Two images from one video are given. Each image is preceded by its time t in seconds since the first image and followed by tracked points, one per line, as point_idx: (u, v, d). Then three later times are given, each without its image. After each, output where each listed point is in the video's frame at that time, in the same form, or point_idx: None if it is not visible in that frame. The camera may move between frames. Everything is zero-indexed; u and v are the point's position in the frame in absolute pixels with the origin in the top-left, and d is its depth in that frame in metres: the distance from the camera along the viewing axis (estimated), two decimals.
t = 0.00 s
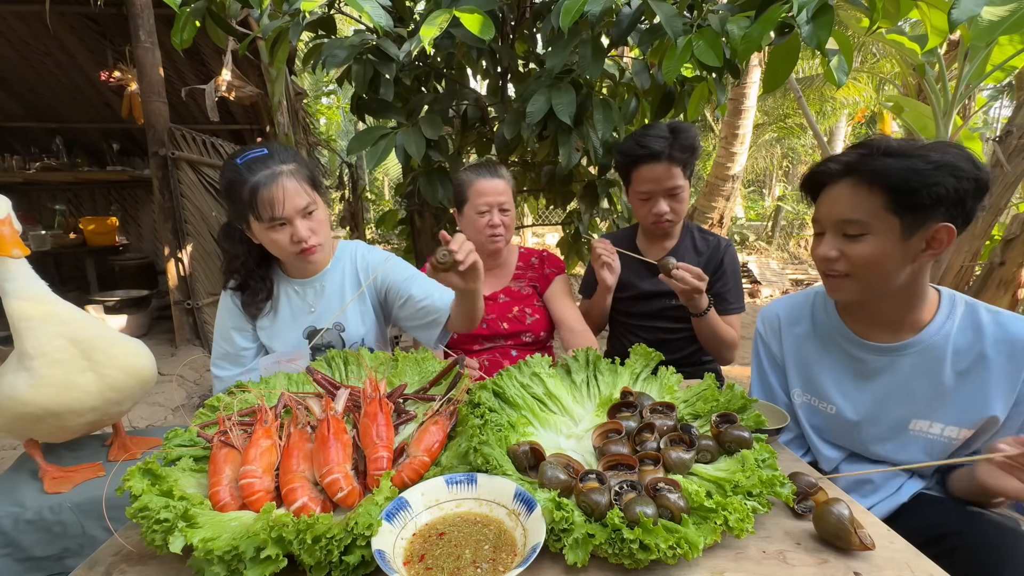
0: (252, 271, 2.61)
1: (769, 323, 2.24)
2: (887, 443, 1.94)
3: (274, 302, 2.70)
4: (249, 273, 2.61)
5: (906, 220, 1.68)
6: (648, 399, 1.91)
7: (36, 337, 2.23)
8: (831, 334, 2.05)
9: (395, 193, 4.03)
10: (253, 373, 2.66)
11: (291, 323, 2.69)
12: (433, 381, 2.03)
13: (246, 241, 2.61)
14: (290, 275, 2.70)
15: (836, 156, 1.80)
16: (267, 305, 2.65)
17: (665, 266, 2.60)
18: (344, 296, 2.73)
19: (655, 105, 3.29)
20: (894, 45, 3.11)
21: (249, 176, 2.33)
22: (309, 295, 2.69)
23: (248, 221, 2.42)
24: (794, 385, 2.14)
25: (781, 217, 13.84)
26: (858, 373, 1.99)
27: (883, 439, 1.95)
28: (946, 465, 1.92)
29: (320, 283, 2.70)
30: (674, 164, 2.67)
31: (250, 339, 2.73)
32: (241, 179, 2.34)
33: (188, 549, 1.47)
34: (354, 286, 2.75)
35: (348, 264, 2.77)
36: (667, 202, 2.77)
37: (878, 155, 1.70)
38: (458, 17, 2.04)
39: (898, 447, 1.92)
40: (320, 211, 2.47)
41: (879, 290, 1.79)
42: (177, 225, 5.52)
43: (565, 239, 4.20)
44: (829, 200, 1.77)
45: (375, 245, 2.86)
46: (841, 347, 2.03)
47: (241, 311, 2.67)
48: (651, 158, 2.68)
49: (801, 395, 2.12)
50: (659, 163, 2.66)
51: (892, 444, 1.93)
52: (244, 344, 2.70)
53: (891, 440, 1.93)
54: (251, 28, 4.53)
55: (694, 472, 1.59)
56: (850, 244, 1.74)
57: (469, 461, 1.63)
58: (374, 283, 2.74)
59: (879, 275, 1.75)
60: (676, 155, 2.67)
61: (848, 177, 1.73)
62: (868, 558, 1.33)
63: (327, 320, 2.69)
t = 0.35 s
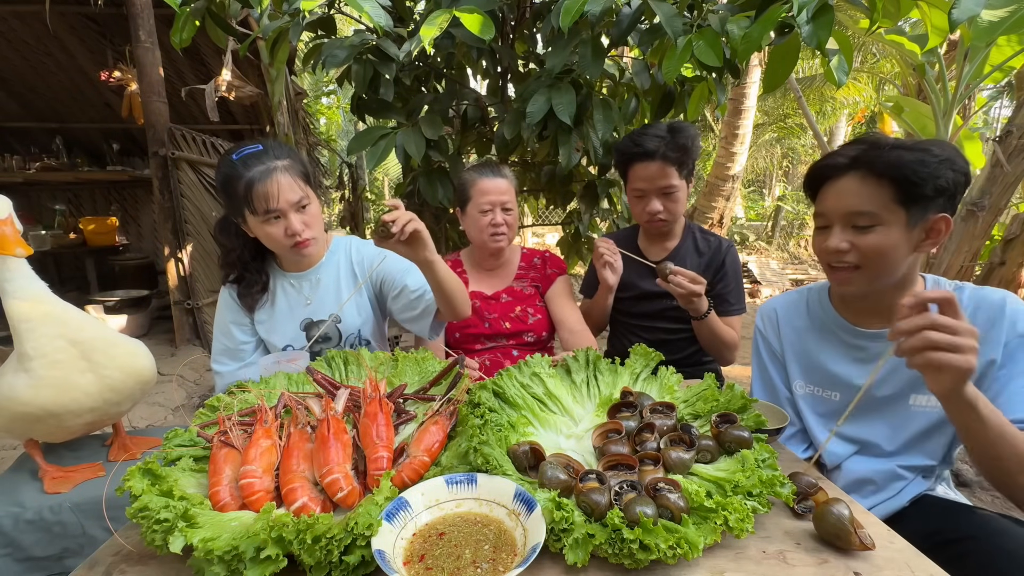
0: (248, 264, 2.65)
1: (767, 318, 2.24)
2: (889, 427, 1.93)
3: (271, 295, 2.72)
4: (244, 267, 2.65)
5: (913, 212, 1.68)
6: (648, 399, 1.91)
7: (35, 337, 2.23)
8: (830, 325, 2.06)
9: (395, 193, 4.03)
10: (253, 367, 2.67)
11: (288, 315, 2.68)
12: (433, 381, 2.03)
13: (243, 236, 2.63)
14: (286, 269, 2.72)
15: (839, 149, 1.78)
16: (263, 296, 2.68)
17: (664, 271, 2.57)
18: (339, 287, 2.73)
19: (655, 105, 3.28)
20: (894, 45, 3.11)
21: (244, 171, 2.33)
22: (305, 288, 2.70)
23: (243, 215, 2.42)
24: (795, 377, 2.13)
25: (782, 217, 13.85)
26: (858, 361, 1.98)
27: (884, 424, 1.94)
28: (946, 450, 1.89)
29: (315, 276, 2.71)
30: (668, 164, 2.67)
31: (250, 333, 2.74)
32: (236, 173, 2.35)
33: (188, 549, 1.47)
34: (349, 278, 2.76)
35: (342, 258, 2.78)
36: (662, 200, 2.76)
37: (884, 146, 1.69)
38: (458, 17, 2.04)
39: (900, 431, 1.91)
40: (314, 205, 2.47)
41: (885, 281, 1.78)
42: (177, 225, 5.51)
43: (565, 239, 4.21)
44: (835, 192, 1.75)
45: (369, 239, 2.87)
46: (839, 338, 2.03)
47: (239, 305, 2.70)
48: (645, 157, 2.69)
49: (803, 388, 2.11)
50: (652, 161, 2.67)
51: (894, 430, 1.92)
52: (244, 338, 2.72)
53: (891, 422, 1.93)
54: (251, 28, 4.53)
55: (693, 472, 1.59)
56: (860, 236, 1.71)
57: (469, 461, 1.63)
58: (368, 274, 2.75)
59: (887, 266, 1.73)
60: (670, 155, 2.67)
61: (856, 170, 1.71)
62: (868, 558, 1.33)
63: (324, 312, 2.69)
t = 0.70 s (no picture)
0: (247, 258, 2.66)
1: (767, 319, 2.25)
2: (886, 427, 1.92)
3: (269, 290, 2.73)
4: (242, 262, 2.66)
5: (918, 208, 1.67)
6: (648, 400, 1.91)
7: (32, 338, 2.23)
8: (828, 327, 2.05)
9: (395, 193, 4.03)
10: (253, 362, 2.68)
11: (286, 309, 2.70)
12: (433, 381, 2.03)
13: (241, 231, 2.64)
14: (284, 264, 2.73)
15: (842, 146, 1.77)
16: (260, 290, 2.71)
17: (660, 274, 2.53)
18: (336, 281, 2.75)
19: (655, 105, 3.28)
20: (894, 46, 3.11)
21: (243, 165, 2.34)
22: (303, 282, 2.71)
23: (242, 208, 2.43)
24: (794, 378, 2.14)
25: (782, 217, 13.85)
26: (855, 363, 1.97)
27: (881, 425, 1.93)
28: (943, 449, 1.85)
29: (312, 270, 2.71)
30: (667, 165, 2.66)
31: (250, 327, 2.76)
32: (235, 167, 2.35)
33: (188, 549, 1.47)
34: (346, 272, 2.78)
35: (339, 252, 2.80)
36: (661, 202, 2.76)
37: (888, 143, 1.69)
38: (458, 17, 2.04)
39: (897, 431, 1.89)
40: (311, 199, 2.48)
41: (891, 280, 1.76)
42: (177, 225, 5.51)
43: (565, 239, 4.21)
44: (839, 189, 1.73)
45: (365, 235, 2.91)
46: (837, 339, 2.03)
47: (239, 300, 2.73)
48: (642, 160, 2.69)
49: (801, 389, 2.11)
50: (650, 162, 2.67)
51: (891, 430, 1.90)
52: (244, 332, 2.73)
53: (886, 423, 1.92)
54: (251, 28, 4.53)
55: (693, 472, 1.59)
56: (866, 232, 1.70)
57: (469, 461, 1.63)
58: (364, 266, 2.79)
59: (894, 263, 1.72)
60: (668, 156, 2.66)
61: (860, 166, 1.71)
62: (868, 558, 1.33)
63: (322, 304, 2.72)
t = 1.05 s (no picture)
0: (246, 254, 2.68)
1: (762, 323, 2.24)
2: (882, 426, 1.92)
3: (268, 285, 2.74)
4: (241, 257, 2.68)
5: (907, 211, 1.68)
6: (648, 399, 1.91)
7: None
8: (825, 330, 2.05)
9: (395, 193, 4.02)
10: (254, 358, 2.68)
11: (285, 303, 2.71)
12: (433, 381, 2.03)
13: (241, 226, 2.67)
14: (281, 260, 2.75)
15: (831, 149, 1.77)
16: (258, 285, 2.71)
17: (658, 277, 2.50)
18: (334, 276, 2.75)
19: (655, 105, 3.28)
20: (894, 46, 3.11)
21: (242, 161, 2.37)
22: (301, 276, 2.72)
23: (241, 203, 2.44)
24: (791, 383, 2.13)
25: (782, 217, 13.86)
26: (852, 364, 1.98)
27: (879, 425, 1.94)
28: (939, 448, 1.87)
29: (310, 266, 2.73)
30: (665, 166, 2.66)
31: (250, 322, 2.76)
32: (234, 162, 2.38)
33: (188, 549, 1.47)
34: (343, 267, 2.79)
35: (336, 249, 2.80)
36: (660, 203, 2.77)
37: (877, 146, 1.68)
38: (458, 17, 2.04)
39: (893, 429, 1.90)
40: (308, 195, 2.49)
41: (883, 283, 1.77)
42: (177, 225, 5.52)
43: (565, 239, 4.21)
44: (829, 194, 1.73)
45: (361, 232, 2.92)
46: (835, 342, 2.03)
47: (239, 296, 2.73)
48: (641, 159, 2.68)
49: (799, 393, 2.11)
50: (649, 163, 2.67)
51: (888, 429, 1.91)
52: (244, 327, 2.73)
53: (883, 421, 1.92)
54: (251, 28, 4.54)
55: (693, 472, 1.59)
56: (858, 237, 1.69)
57: (469, 461, 1.64)
58: (361, 261, 2.80)
59: (886, 267, 1.72)
60: (666, 156, 2.66)
61: (850, 170, 1.70)
62: (868, 558, 1.33)
63: (319, 298, 2.72)
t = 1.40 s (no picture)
0: (247, 252, 2.68)
1: (764, 318, 2.24)
2: (882, 424, 1.93)
3: (269, 283, 2.75)
4: (243, 255, 2.68)
5: (906, 209, 1.69)
6: (648, 399, 1.91)
7: (41, 337, 2.23)
8: (825, 326, 2.05)
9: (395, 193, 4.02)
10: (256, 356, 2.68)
11: (286, 301, 2.71)
12: (433, 381, 2.03)
13: (243, 224, 2.67)
14: (281, 258, 2.76)
15: (824, 152, 1.77)
16: (259, 283, 2.71)
17: (656, 282, 2.48)
18: (335, 274, 2.75)
19: (655, 105, 3.28)
20: (894, 46, 3.11)
21: (244, 159, 2.37)
22: (302, 275, 2.73)
23: (243, 201, 2.45)
24: (793, 378, 2.14)
25: (782, 217, 13.87)
26: (853, 361, 1.98)
27: (880, 423, 1.94)
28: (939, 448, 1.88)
29: (312, 264, 2.73)
30: (664, 166, 2.66)
31: (251, 321, 2.76)
32: (236, 161, 2.39)
33: (188, 548, 1.47)
34: (344, 265, 2.79)
35: (337, 248, 2.80)
36: (660, 202, 2.77)
37: (870, 146, 1.69)
38: (458, 17, 2.04)
39: (893, 428, 1.91)
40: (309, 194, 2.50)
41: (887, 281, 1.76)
42: (177, 225, 5.52)
43: (565, 239, 4.21)
44: (827, 196, 1.71)
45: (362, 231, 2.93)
46: (836, 338, 2.03)
47: (240, 294, 2.73)
48: (640, 160, 2.68)
49: (800, 388, 2.11)
50: (648, 164, 2.66)
51: (887, 428, 1.92)
52: (246, 326, 2.73)
53: (884, 420, 1.93)
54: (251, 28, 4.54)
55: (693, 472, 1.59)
56: (861, 237, 1.68)
57: (469, 461, 1.64)
58: (361, 260, 2.80)
59: (890, 266, 1.71)
60: (665, 157, 2.66)
61: (846, 171, 1.70)
62: (868, 558, 1.33)
63: (320, 295, 2.72)
